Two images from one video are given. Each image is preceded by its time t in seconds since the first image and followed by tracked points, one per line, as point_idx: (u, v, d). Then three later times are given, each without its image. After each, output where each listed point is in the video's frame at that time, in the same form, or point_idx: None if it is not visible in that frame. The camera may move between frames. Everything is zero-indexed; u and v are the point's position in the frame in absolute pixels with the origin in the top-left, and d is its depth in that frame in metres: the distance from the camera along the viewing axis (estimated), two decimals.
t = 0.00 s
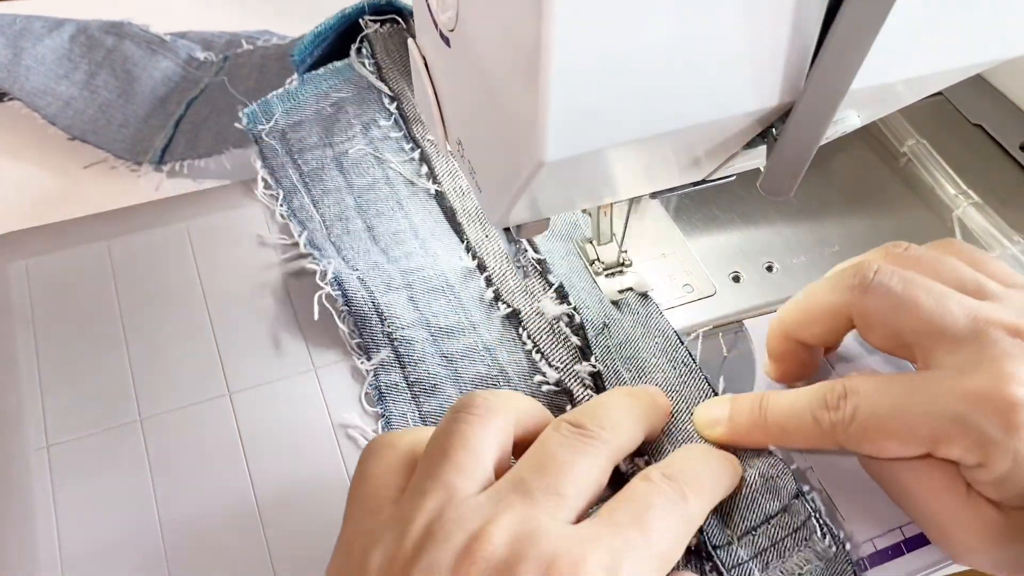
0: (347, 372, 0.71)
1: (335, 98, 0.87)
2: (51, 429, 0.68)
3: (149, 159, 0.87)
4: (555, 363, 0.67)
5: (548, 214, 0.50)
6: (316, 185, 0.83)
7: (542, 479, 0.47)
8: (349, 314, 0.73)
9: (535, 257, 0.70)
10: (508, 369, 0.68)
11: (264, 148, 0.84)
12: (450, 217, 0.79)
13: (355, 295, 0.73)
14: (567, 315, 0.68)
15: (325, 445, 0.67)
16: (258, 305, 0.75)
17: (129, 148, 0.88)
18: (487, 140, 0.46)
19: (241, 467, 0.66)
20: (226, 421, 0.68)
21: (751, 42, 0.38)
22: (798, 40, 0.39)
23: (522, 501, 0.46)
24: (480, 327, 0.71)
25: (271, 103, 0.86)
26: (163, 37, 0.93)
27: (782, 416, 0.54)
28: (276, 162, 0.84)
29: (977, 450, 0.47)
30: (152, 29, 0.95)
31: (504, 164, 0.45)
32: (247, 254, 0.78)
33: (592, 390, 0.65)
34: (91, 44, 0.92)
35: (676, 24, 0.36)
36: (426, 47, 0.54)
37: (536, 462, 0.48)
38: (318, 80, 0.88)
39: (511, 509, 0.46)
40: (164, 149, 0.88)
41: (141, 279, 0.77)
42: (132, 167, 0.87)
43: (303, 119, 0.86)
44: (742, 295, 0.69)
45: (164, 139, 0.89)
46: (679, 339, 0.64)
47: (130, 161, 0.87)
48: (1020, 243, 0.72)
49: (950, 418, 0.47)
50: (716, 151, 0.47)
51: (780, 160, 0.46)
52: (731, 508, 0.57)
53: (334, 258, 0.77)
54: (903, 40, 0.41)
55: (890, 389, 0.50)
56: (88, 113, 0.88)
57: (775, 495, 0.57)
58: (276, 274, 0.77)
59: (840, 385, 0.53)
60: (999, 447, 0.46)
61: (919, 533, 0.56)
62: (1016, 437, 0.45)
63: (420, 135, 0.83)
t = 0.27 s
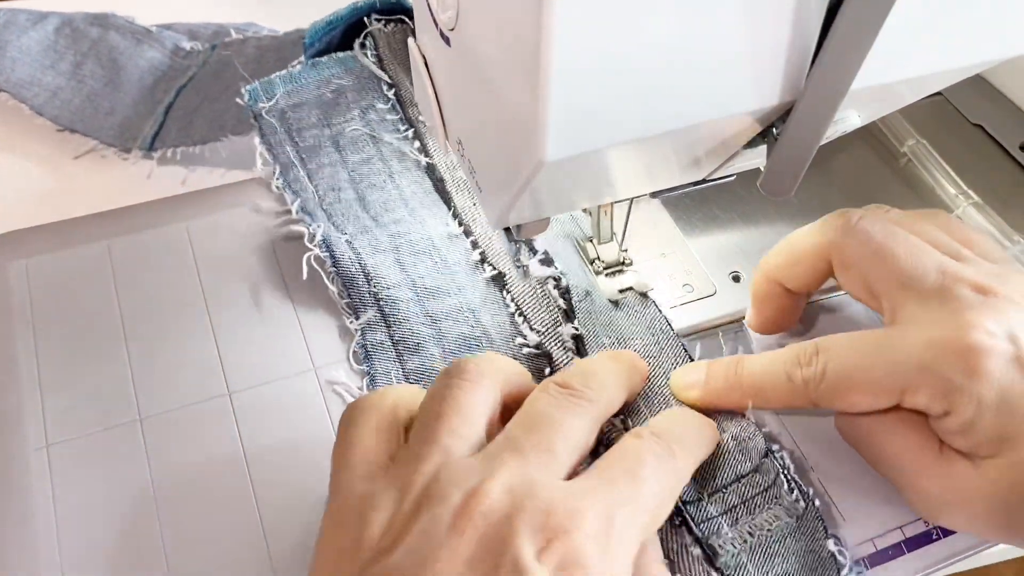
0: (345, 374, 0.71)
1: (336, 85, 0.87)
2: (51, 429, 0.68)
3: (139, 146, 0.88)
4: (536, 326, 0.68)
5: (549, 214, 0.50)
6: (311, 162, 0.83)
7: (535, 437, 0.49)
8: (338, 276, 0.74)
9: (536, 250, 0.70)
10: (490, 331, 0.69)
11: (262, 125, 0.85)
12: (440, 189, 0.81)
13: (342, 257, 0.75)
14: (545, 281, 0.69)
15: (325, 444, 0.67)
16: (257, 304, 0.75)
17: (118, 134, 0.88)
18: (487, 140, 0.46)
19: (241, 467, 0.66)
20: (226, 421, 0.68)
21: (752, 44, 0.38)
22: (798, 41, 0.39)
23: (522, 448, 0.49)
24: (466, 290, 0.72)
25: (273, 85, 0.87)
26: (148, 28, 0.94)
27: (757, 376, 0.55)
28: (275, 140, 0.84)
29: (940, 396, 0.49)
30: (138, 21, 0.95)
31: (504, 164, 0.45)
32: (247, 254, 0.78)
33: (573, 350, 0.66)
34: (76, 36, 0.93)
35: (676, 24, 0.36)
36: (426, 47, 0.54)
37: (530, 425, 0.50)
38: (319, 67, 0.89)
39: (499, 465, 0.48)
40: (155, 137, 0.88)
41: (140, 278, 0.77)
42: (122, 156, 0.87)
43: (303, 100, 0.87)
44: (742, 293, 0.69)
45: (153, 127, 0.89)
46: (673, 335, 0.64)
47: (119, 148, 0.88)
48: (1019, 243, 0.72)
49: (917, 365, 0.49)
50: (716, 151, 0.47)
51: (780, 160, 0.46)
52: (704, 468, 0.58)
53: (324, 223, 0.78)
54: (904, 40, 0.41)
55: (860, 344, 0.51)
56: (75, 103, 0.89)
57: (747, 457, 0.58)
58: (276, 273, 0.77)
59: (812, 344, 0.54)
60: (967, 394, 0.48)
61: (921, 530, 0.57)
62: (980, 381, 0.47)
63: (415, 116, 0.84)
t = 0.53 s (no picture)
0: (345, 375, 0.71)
1: (336, 79, 0.88)
2: (51, 429, 0.67)
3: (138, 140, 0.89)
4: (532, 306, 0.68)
5: (549, 214, 0.50)
6: (311, 153, 0.84)
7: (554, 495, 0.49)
8: (335, 261, 0.75)
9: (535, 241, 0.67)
10: (485, 313, 0.71)
11: (263, 117, 0.85)
12: (436, 178, 0.82)
13: (339, 242, 0.76)
14: (542, 259, 0.67)
15: (325, 444, 0.67)
16: (258, 305, 0.75)
17: (116, 130, 0.89)
18: (487, 139, 0.46)
19: (241, 467, 0.66)
20: (226, 421, 0.68)
21: (752, 45, 0.39)
22: (798, 41, 0.39)
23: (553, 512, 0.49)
24: (461, 274, 0.74)
25: (275, 74, 0.87)
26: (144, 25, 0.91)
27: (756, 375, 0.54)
28: (275, 130, 0.85)
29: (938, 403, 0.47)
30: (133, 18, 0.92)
31: (504, 163, 0.45)
32: (247, 254, 0.78)
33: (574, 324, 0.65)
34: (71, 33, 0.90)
35: (676, 24, 0.36)
36: (426, 47, 0.54)
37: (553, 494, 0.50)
38: (321, 59, 0.89)
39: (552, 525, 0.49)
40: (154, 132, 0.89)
41: (140, 278, 0.77)
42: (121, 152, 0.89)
43: (303, 92, 0.87)
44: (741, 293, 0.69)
45: (152, 122, 0.89)
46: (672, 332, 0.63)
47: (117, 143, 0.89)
48: (1019, 242, 0.72)
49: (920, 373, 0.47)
50: (716, 151, 0.47)
51: (780, 160, 0.46)
52: (692, 452, 0.59)
53: (322, 209, 0.80)
54: (904, 41, 0.41)
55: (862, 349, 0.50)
56: (72, 100, 0.88)
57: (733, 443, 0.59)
58: (276, 273, 0.77)
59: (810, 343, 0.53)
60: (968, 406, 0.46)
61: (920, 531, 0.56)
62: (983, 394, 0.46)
63: (413, 109, 0.85)
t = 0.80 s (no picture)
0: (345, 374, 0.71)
1: (338, 79, 0.88)
2: (51, 429, 0.67)
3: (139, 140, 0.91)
4: (529, 306, 0.68)
5: (549, 214, 0.50)
6: (312, 152, 0.84)
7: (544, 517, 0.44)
8: (334, 267, 0.75)
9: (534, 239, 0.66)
10: (485, 312, 0.71)
11: (265, 114, 0.85)
12: (436, 179, 0.82)
13: (338, 251, 0.75)
14: (542, 258, 0.66)
15: (325, 444, 0.67)
16: (259, 306, 0.75)
17: (116, 129, 0.90)
18: (487, 139, 0.46)
19: (241, 467, 0.66)
20: (226, 421, 0.68)
21: (752, 45, 0.39)
22: (797, 41, 0.39)
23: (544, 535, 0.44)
24: (460, 274, 0.73)
25: (276, 72, 0.86)
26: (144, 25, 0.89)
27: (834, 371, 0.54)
28: (277, 128, 0.85)
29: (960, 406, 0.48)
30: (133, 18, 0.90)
31: (504, 164, 0.45)
32: (247, 254, 0.78)
33: (566, 326, 0.65)
34: (71, 33, 0.87)
35: (676, 24, 0.36)
36: (426, 47, 0.54)
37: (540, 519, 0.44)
38: (324, 58, 0.89)
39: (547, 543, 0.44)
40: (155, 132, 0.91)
41: (140, 279, 0.77)
42: (122, 152, 0.92)
43: (305, 90, 0.87)
44: (741, 294, 0.69)
45: (152, 123, 0.91)
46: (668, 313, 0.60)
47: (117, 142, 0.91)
48: (1020, 242, 0.72)
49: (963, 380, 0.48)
50: (715, 151, 0.47)
51: (779, 160, 0.46)
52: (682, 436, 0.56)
53: (322, 219, 0.79)
54: (905, 41, 0.41)
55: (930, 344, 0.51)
56: (72, 100, 0.88)
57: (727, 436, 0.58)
58: (276, 274, 0.77)
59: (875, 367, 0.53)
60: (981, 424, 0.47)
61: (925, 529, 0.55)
62: None
63: (414, 109, 0.86)
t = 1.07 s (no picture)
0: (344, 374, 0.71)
1: (339, 78, 0.88)
2: (51, 430, 0.67)
3: (139, 140, 0.90)
4: (528, 305, 0.69)
5: (549, 214, 0.50)
6: (313, 151, 0.84)
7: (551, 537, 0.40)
8: (333, 265, 0.74)
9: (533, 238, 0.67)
10: (484, 310, 0.70)
11: (265, 112, 0.85)
12: (436, 178, 0.82)
13: (338, 249, 0.75)
14: (541, 258, 0.67)
15: (324, 444, 0.67)
16: (260, 307, 0.75)
17: (116, 129, 0.90)
18: (487, 140, 0.46)
19: (241, 468, 0.66)
20: (226, 421, 0.68)
21: (752, 45, 0.39)
22: (798, 41, 0.39)
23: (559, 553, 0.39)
24: (460, 273, 0.73)
25: (277, 70, 0.86)
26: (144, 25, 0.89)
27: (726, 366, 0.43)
28: (277, 126, 0.85)
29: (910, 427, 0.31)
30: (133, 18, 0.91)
31: (504, 164, 0.45)
32: (247, 253, 0.78)
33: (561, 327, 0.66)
34: (71, 33, 0.88)
35: (676, 24, 0.36)
36: (426, 46, 0.54)
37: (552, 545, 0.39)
38: (326, 57, 0.89)
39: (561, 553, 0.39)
40: (155, 132, 0.90)
41: (140, 279, 0.77)
42: (122, 152, 0.91)
43: (306, 89, 0.87)
44: (740, 294, 0.69)
45: (153, 123, 0.90)
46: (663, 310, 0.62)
47: (116, 142, 0.90)
48: (1019, 242, 0.72)
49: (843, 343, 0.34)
50: (715, 151, 0.47)
51: (779, 161, 0.46)
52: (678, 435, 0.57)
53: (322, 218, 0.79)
54: (905, 41, 0.41)
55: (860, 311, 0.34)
56: (72, 100, 0.88)
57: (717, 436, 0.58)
58: (277, 273, 0.77)
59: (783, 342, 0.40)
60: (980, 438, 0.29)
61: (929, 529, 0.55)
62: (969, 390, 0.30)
63: (415, 108, 0.86)
